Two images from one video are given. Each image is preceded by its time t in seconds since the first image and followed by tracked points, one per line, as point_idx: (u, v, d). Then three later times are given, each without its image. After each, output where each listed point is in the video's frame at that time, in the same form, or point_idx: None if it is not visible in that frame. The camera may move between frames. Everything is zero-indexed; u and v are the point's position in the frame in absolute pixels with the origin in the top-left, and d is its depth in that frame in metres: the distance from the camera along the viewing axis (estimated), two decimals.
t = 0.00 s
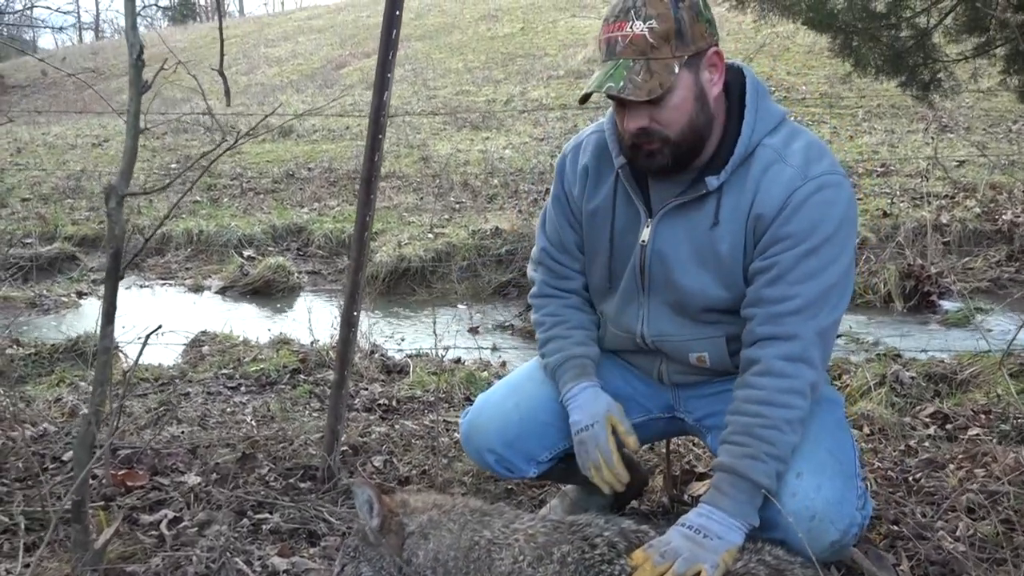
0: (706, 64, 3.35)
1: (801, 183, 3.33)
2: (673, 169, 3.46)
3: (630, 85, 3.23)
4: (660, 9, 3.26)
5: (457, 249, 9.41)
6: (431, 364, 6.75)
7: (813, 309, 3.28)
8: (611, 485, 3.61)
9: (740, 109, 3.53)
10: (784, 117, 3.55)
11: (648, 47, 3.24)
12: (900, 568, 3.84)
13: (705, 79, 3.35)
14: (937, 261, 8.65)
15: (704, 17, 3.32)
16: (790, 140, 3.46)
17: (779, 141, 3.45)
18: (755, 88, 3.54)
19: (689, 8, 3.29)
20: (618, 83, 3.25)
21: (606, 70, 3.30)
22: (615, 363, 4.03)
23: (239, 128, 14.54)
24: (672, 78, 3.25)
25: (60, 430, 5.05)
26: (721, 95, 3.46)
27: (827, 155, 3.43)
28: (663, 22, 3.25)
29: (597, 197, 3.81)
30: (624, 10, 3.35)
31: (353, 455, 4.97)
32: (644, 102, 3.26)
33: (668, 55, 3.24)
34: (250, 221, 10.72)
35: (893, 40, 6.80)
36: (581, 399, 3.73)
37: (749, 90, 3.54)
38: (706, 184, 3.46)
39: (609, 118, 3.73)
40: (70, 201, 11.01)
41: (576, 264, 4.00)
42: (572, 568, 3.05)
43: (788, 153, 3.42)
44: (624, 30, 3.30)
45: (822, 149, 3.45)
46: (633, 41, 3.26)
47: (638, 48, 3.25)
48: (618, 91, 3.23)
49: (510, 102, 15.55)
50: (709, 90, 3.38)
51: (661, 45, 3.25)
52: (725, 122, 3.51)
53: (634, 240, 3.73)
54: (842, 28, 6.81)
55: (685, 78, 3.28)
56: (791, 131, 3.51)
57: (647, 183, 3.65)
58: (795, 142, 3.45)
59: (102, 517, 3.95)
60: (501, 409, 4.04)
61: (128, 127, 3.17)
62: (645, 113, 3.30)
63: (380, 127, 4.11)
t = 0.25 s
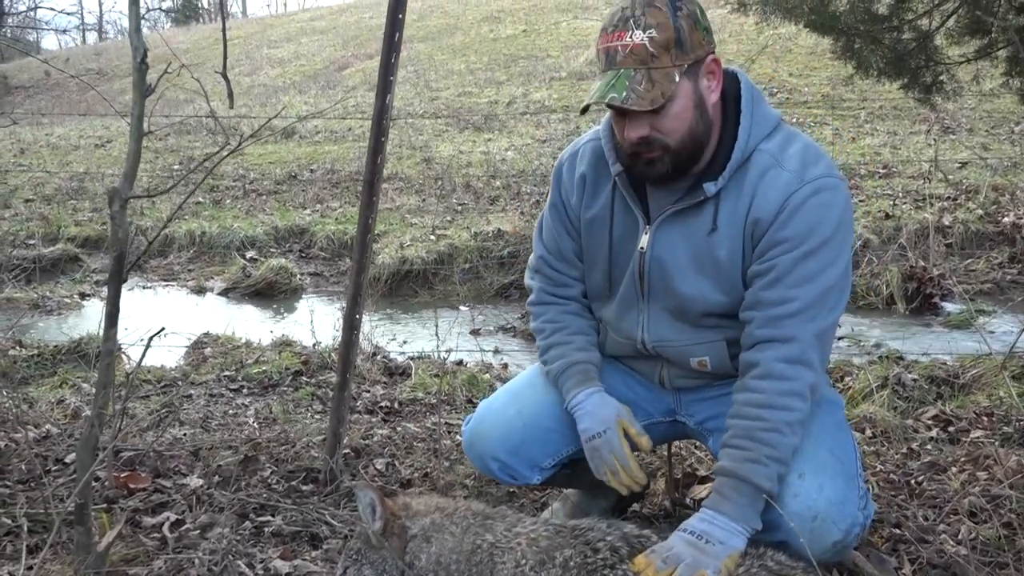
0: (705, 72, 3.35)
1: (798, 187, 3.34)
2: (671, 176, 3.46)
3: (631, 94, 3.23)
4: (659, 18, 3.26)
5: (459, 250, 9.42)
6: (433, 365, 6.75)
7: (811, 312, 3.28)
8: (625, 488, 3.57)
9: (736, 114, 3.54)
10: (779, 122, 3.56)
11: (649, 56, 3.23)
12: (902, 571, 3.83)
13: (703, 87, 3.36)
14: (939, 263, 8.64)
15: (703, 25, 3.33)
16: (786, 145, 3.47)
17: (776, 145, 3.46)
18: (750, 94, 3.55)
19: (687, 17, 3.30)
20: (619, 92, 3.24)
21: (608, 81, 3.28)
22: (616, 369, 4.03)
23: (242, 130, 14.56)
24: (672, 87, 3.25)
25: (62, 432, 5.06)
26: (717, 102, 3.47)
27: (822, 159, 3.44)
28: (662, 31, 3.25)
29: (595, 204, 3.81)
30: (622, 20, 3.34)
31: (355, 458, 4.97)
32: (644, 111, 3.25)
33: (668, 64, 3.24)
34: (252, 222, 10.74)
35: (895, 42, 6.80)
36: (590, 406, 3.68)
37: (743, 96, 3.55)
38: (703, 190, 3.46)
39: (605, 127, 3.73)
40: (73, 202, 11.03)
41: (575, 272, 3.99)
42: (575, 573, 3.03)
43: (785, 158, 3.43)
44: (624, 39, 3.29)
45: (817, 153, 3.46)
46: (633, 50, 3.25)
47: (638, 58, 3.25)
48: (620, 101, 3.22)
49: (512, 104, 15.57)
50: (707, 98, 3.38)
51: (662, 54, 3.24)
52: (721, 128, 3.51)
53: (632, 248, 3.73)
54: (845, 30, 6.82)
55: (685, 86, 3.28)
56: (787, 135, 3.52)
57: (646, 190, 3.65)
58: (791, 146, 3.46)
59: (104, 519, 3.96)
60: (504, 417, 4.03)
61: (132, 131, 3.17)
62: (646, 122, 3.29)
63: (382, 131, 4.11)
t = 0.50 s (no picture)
0: (703, 82, 3.35)
1: (798, 191, 3.34)
2: (670, 184, 3.46)
3: (629, 104, 3.22)
4: (659, 28, 3.26)
5: (461, 255, 9.44)
6: (435, 369, 6.76)
7: (812, 315, 3.28)
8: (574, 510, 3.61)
9: (735, 121, 3.54)
10: (778, 128, 3.57)
11: (648, 66, 3.23)
12: None
13: (702, 96, 3.36)
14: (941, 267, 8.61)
15: (702, 36, 3.33)
16: (786, 150, 3.47)
17: (776, 151, 3.47)
18: (750, 100, 3.56)
19: (687, 27, 3.30)
20: (618, 102, 3.23)
21: (606, 91, 3.27)
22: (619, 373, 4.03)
23: (245, 133, 14.60)
24: (671, 97, 3.25)
25: (65, 436, 5.07)
26: (717, 110, 3.47)
27: (822, 163, 3.45)
28: (662, 41, 3.25)
29: (597, 211, 3.82)
30: (623, 29, 3.34)
31: (357, 461, 4.97)
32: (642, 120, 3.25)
33: (667, 74, 3.24)
34: (255, 226, 10.76)
35: (897, 47, 6.78)
36: (571, 415, 3.68)
37: (743, 102, 3.55)
38: (705, 197, 3.46)
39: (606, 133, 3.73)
40: (76, 206, 11.06)
41: (576, 279, 3.99)
42: None
43: (785, 163, 3.43)
44: (623, 48, 3.28)
45: (817, 158, 3.47)
46: (633, 60, 3.25)
47: (637, 67, 3.25)
48: (617, 110, 3.21)
49: (514, 107, 15.59)
50: (706, 107, 3.39)
51: (661, 64, 3.24)
52: (721, 135, 3.52)
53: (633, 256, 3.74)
54: (847, 35, 6.83)
55: (684, 96, 3.29)
56: (786, 141, 3.52)
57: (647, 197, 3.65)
58: (791, 152, 3.47)
59: (107, 523, 3.96)
60: (506, 420, 4.03)
61: (135, 137, 3.18)
62: (644, 131, 3.29)
63: (384, 134, 4.11)
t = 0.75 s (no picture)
0: (700, 84, 3.36)
1: (796, 185, 3.35)
2: (668, 186, 3.45)
3: (627, 102, 3.21)
4: (658, 29, 3.26)
5: (464, 256, 9.46)
6: (438, 371, 6.76)
7: (811, 308, 3.28)
8: (498, 546, 3.09)
9: (729, 121, 3.54)
10: (771, 126, 3.57)
11: (647, 65, 3.23)
12: None
13: (699, 99, 3.37)
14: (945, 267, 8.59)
15: (700, 39, 3.34)
16: (781, 147, 3.48)
17: (771, 148, 3.47)
18: (742, 100, 3.56)
19: (685, 28, 3.31)
20: (616, 100, 3.21)
21: (603, 90, 3.25)
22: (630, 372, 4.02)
23: (247, 135, 14.63)
24: (669, 97, 3.25)
25: (69, 438, 5.06)
26: (714, 112, 3.48)
27: (819, 157, 3.45)
28: (660, 42, 3.25)
29: (605, 219, 3.75)
30: (622, 29, 3.33)
31: (360, 463, 4.97)
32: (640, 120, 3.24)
33: (665, 74, 3.23)
34: (257, 228, 10.77)
35: (900, 47, 6.77)
36: (564, 480, 3.50)
37: (736, 100, 3.55)
38: (706, 197, 3.45)
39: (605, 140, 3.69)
40: (79, 209, 11.07)
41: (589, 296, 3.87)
42: None
43: (781, 159, 3.43)
44: (622, 48, 3.27)
45: (814, 151, 3.47)
46: (631, 59, 3.24)
47: (636, 66, 3.23)
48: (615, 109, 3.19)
49: (516, 109, 15.61)
50: (703, 109, 3.40)
51: (659, 65, 3.24)
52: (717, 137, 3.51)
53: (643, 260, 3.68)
54: (849, 36, 6.83)
55: (681, 97, 3.29)
56: (781, 138, 3.53)
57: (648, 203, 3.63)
58: (786, 148, 3.47)
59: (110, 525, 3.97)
60: (518, 417, 4.01)
61: (138, 139, 3.18)
62: (640, 131, 3.29)
63: (387, 136, 4.11)
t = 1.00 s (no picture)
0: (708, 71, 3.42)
1: (794, 179, 3.33)
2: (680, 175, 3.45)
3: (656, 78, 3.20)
4: (671, 11, 3.30)
5: (465, 256, 9.46)
6: (440, 370, 6.76)
7: (814, 301, 3.27)
8: (577, 552, 2.96)
9: (725, 118, 3.53)
10: (767, 121, 3.57)
11: (668, 45, 3.23)
12: None
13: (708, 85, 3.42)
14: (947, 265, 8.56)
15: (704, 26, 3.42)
16: (778, 142, 3.47)
17: (769, 143, 3.47)
18: (736, 97, 3.56)
19: (693, 16, 3.38)
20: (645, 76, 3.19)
21: (627, 67, 3.23)
22: (641, 372, 4.02)
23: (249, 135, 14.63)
24: (689, 79, 3.28)
25: (71, 438, 5.07)
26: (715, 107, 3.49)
27: (816, 149, 3.43)
28: (676, 25, 3.28)
29: (606, 226, 3.74)
30: (633, 16, 3.34)
31: (362, 463, 4.97)
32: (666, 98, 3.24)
33: (685, 54, 3.26)
34: (259, 227, 10.78)
35: (902, 45, 6.75)
36: (603, 474, 3.44)
37: (732, 98, 3.55)
38: (706, 193, 3.43)
39: (602, 146, 3.68)
40: (81, 209, 11.09)
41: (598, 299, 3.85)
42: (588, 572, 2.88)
43: (778, 154, 3.42)
44: (640, 29, 3.27)
45: (811, 144, 3.46)
46: (653, 38, 3.24)
47: (658, 45, 3.23)
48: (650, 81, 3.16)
49: (518, 108, 15.61)
50: (711, 97, 3.43)
51: (677, 44, 3.26)
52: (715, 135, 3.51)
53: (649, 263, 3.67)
54: (851, 34, 6.82)
55: (696, 80, 3.33)
56: (777, 133, 3.52)
57: (654, 204, 3.63)
58: (783, 142, 3.46)
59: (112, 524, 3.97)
60: (529, 418, 4.01)
61: (140, 139, 3.18)
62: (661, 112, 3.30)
63: (389, 136, 4.10)
